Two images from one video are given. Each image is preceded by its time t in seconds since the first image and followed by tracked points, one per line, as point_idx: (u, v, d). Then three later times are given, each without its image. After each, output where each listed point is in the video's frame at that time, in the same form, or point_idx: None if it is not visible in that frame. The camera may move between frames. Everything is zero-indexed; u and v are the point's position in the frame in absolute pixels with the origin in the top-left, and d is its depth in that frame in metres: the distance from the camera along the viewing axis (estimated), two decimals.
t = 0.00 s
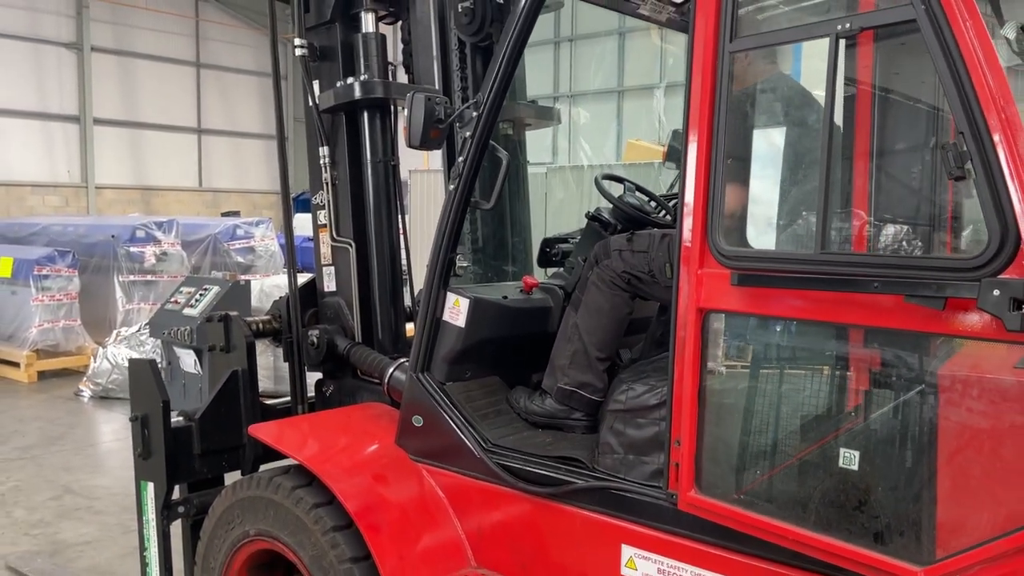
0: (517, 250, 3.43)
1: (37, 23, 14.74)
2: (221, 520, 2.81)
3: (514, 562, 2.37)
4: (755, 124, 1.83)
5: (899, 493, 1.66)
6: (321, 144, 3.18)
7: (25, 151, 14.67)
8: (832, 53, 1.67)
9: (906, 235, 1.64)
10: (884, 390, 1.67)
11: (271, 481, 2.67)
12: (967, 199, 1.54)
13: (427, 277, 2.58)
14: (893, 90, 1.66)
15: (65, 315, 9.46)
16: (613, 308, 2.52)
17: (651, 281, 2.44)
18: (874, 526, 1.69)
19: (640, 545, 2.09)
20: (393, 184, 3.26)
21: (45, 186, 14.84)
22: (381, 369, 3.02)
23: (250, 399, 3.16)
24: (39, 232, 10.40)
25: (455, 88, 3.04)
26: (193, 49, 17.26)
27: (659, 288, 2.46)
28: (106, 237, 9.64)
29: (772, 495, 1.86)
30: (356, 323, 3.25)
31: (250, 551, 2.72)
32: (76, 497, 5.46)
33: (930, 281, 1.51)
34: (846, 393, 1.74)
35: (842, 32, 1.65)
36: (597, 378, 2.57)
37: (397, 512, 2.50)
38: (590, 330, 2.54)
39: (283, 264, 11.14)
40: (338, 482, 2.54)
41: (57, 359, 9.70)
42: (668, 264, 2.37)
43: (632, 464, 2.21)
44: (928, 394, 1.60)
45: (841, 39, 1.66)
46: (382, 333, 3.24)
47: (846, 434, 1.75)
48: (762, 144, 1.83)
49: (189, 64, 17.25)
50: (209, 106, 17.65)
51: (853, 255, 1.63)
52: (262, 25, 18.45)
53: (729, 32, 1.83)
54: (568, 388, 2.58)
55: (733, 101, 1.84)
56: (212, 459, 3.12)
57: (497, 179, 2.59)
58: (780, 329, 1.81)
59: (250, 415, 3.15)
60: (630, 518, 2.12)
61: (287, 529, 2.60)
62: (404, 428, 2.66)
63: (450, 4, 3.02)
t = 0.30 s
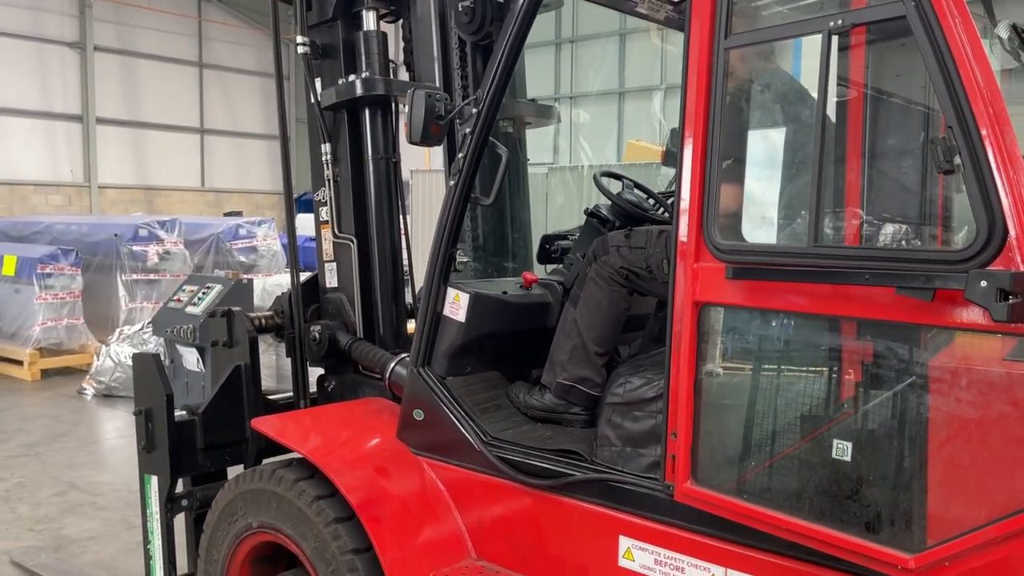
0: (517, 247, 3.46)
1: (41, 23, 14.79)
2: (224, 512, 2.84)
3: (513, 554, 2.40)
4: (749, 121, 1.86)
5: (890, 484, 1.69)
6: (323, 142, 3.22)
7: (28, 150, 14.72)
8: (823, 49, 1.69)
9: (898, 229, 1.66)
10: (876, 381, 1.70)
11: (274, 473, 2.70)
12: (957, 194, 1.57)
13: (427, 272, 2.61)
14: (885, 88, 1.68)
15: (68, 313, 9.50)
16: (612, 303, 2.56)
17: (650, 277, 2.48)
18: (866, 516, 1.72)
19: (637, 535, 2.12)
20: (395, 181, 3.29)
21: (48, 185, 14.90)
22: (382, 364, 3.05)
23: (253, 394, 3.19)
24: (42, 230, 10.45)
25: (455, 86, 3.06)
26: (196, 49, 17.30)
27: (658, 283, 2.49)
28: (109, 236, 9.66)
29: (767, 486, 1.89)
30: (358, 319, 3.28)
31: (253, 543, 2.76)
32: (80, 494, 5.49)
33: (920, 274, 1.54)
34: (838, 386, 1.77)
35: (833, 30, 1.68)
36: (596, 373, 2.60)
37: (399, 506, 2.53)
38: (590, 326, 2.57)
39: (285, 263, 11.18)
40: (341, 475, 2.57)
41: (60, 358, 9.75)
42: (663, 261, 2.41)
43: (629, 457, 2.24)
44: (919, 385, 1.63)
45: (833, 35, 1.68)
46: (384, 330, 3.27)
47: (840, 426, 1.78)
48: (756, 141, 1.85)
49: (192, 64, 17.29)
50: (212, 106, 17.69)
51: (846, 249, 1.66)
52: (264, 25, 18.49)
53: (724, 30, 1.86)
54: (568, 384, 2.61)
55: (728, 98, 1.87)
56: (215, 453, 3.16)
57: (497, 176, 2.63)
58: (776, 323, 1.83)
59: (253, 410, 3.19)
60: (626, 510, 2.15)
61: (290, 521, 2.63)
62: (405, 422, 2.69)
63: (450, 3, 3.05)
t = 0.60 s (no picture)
0: (517, 245, 3.50)
1: (41, 22, 14.81)
2: (227, 506, 2.88)
3: (512, 548, 2.43)
4: (744, 120, 1.89)
5: (882, 475, 1.72)
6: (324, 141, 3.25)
7: (30, 150, 14.75)
8: (816, 48, 1.72)
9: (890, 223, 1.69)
10: (868, 375, 1.74)
11: (276, 468, 2.73)
12: (947, 192, 1.60)
13: (427, 270, 2.64)
14: (877, 84, 1.70)
15: (71, 312, 9.53)
16: (610, 301, 2.58)
17: (647, 275, 2.50)
18: (858, 507, 1.75)
19: (634, 528, 2.15)
20: (396, 180, 3.32)
21: (50, 185, 14.95)
22: (383, 360, 3.08)
23: (255, 390, 3.23)
24: (44, 230, 10.48)
25: (455, 86, 3.09)
26: (197, 48, 17.33)
27: (656, 280, 2.51)
28: (111, 235, 9.69)
29: (761, 479, 1.92)
30: (359, 316, 3.31)
31: (255, 537, 2.79)
32: (83, 491, 5.52)
33: (910, 269, 1.57)
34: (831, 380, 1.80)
35: (826, 30, 1.70)
36: (595, 369, 2.63)
37: (399, 500, 2.56)
38: (589, 323, 2.60)
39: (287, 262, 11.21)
40: (342, 470, 2.60)
41: (63, 356, 9.78)
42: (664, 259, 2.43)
43: (627, 451, 2.27)
44: (909, 379, 1.66)
45: (826, 35, 1.71)
46: (384, 326, 3.31)
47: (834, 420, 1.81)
48: (751, 139, 1.88)
49: (193, 63, 17.31)
50: (214, 106, 17.72)
51: (837, 244, 1.69)
52: (266, 24, 18.52)
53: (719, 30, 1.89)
54: (567, 380, 2.64)
55: (724, 98, 1.90)
56: (217, 449, 3.19)
57: (497, 174, 2.65)
58: (770, 318, 1.86)
59: (255, 406, 3.22)
60: (624, 503, 2.18)
61: (291, 515, 2.66)
62: (405, 418, 2.72)
63: (451, 3, 3.07)
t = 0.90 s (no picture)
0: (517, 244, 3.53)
1: (43, 22, 14.84)
2: (228, 504, 2.90)
3: (512, 545, 2.45)
4: (742, 120, 1.91)
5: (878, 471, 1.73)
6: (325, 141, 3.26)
7: (31, 150, 14.76)
8: (813, 48, 1.73)
9: (888, 221, 1.70)
10: (864, 372, 1.75)
11: (277, 465, 2.75)
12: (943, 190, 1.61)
13: (428, 268, 2.66)
14: (874, 81, 1.71)
15: (73, 311, 9.55)
16: (610, 299, 2.60)
17: (646, 272, 2.52)
18: (855, 503, 1.77)
19: (633, 524, 2.17)
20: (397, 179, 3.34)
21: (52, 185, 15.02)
22: (383, 358, 3.10)
23: (256, 386, 3.26)
24: (46, 229, 10.50)
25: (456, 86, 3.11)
26: (199, 48, 17.35)
27: (654, 279, 2.53)
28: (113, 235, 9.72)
29: (759, 475, 1.93)
30: (360, 315, 3.32)
31: (257, 534, 2.81)
32: (85, 489, 5.54)
33: (906, 266, 1.59)
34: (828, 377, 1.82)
35: (824, 30, 1.72)
36: (594, 367, 2.65)
37: (400, 497, 2.57)
38: (588, 321, 2.61)
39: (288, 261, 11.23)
40: (343, 467, 2.61)
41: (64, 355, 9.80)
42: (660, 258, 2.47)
43: (626, 448, 2.29)
44: (905, 375, 1.68)
45: (824, 35, 1.73)
46: (386, 324, 3.33)
47: (832, 416, 1.82)
48: (750, 138, 1.90)
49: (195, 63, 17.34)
50: (215, 105, 17.75)
51: (834, 242, 1.70)
52: (267, 24, 18.54)
53: (717, 31, 1.90)
54: (567, 378, 2.66)
55: (722, 98, 1.92)
56: (219, 447, 3.21)
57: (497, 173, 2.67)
58: (768, 315, 1.87)
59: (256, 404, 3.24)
60: (623, 499, 2.20)
61: (293, 511, 2.68)
62: (406, 415, 2.74)
63: (452, 4, 3.09)
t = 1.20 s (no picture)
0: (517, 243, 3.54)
1: (44, 22, 14.85)
2: (229, 502, 2.90)
3: (511, 544, 2.45)
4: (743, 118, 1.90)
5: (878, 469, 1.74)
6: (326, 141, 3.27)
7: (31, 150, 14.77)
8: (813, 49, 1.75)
9: (885, 221, 1.72)
10: (863, 370, 1.76)
11: (277, 464, 2.76)
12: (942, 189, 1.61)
13: (428, 267, 2.66)
14: (872, 82, 1.73)
15: (74, 311, 9.56)
16: (606, 298, 2.61)
17: (643, 272, 2.52)
18: (854, 501, 1.78)
19: (632, 522, 2.17)
20: (397, 179, 3.35)
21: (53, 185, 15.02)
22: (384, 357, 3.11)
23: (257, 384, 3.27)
24: (48, 228, 10.51)
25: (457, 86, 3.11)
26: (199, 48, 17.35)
27: (653, 279, 2.52)
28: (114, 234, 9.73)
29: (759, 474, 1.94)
30: (361, 314, 3.33)
31: (258, 532, 2.82)
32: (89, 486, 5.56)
33: (906, 265, 1.59)
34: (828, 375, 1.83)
35: (824, 30, 1.73)
36: (591, 367, 2.66)
37: (400, 496, 2.58)
38: (585, 320, 2.64)
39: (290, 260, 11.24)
40: (343, 466, 2.63)
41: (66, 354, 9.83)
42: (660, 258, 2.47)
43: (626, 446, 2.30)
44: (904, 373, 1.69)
45: (824, 35, 1.73)
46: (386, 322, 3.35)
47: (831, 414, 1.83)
48: (750, 137, 1.89)
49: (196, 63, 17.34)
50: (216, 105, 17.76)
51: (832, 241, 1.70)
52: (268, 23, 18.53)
53: (718, 29, 1.90)
54: (565, 376, 2.68)
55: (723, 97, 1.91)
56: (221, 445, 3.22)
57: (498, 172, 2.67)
58: (768, 314, 1.88)
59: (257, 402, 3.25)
60: (623, 497, 2.20)
61: (293, 510, 2.69)
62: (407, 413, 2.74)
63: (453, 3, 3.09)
